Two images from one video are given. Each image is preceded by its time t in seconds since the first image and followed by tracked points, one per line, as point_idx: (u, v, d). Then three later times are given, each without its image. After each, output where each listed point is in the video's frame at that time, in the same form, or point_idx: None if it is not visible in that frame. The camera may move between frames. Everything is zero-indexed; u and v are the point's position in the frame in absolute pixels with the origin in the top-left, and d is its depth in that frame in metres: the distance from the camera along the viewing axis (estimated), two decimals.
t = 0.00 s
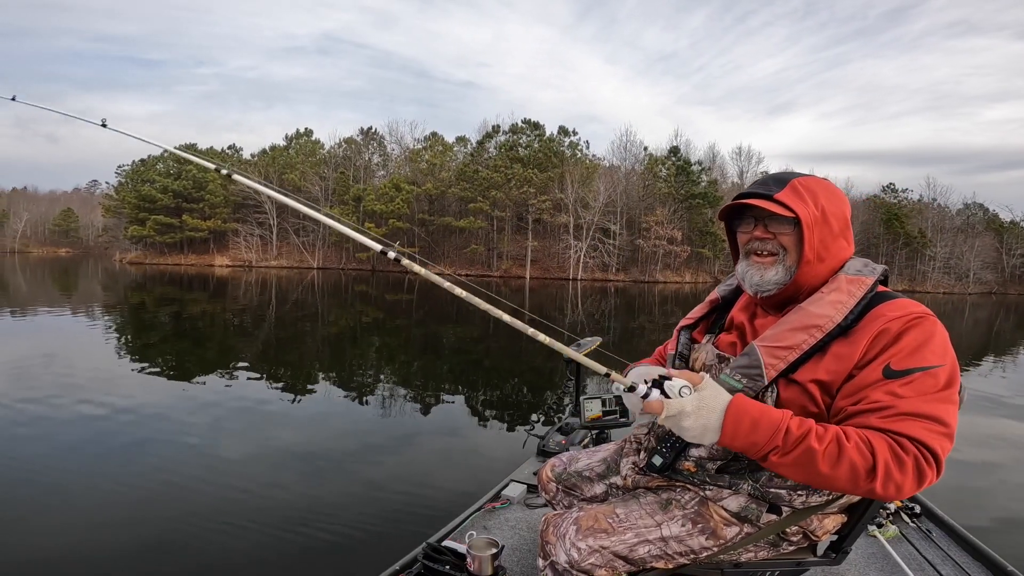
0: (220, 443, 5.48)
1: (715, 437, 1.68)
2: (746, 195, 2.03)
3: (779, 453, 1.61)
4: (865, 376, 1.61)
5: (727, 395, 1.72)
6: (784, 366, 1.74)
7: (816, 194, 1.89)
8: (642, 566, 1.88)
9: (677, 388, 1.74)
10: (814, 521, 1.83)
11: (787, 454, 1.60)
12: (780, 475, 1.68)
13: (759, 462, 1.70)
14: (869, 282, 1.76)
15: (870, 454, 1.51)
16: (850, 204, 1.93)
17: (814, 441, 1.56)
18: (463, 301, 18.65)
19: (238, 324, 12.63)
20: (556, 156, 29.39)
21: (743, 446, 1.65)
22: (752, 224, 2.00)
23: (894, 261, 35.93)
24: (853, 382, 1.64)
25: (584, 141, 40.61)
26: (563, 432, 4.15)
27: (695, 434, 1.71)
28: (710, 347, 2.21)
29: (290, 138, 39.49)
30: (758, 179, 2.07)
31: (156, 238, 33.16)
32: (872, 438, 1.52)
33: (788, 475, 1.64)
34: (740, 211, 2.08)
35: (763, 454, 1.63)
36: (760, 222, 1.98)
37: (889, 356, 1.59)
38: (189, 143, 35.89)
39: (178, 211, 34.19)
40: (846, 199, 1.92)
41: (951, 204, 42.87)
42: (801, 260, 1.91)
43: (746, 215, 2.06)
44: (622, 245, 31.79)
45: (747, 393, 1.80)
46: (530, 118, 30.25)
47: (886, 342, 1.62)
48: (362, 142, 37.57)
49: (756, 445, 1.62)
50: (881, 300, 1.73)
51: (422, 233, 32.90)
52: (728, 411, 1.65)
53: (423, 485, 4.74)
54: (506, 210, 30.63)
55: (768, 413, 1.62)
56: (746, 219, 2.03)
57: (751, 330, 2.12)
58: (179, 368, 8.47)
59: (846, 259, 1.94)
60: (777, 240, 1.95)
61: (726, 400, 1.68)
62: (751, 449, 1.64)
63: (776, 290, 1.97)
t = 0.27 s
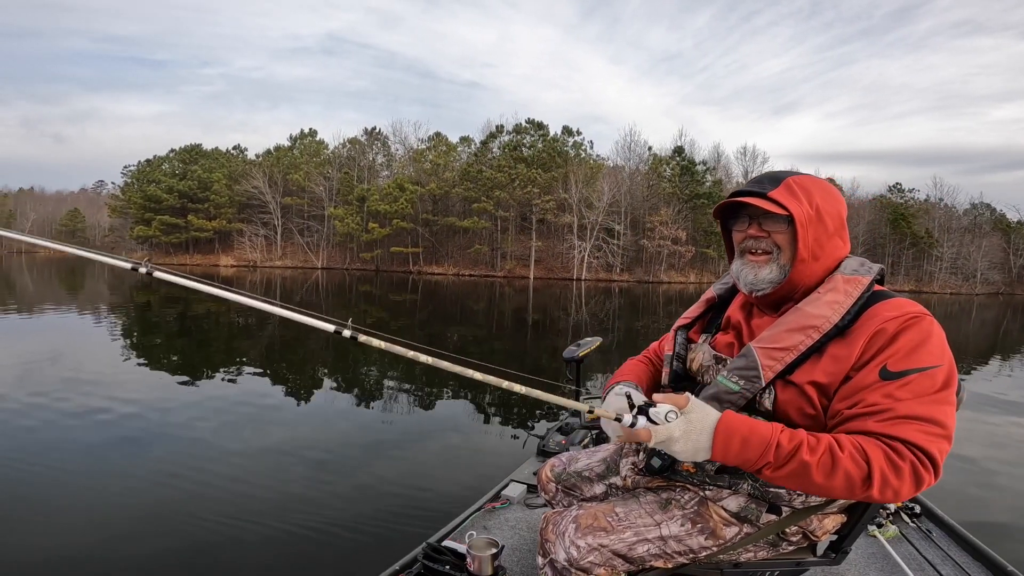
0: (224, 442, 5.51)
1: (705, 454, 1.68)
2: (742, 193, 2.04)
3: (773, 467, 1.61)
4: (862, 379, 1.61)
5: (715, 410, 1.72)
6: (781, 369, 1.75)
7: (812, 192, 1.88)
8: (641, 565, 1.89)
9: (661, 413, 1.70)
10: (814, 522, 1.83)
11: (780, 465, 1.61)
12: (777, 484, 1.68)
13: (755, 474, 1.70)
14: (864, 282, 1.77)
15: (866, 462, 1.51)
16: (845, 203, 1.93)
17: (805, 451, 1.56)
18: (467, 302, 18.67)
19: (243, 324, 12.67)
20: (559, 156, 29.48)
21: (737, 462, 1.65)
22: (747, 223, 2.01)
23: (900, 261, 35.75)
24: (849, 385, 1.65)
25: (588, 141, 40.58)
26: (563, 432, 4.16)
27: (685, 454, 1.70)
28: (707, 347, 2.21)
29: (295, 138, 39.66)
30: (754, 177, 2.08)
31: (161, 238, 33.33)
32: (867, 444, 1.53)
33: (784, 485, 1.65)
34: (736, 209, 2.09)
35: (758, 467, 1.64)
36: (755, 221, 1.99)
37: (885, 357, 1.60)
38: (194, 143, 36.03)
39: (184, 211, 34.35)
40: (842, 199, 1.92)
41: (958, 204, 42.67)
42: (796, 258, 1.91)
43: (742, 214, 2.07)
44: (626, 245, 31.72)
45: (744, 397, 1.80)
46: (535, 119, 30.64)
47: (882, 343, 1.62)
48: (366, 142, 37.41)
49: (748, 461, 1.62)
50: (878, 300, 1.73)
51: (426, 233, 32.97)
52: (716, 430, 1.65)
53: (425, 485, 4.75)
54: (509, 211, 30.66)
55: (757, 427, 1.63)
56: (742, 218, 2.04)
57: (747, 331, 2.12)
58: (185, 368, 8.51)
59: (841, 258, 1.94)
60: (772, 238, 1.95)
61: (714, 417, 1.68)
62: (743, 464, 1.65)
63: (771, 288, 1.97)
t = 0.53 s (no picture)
0: (228, 442, 5.53)
1: (703, 469, 1.68)
2: (734, 192, 2.03)
3: (772, 477, 1.62)
4: (858, 380, 1.62)
5: (711, 427, 1.72)
6: (776, 369, 1.75)
7: (803, 191, 1.88)
8: (643, 567, 1.89)
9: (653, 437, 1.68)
10: (813, 520, 1.84)
11: (780, 476, 1.61)
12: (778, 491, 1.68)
13: (755, 484, 1.70)
14: (858, 280, 1.77)
15: (865, 466, 1.51)
16: (837, 200, 1.92)
17: (804, 463, 1.56)
18: (471, 302, 18.67)
19: (247, 324, 12.70)
20: (563, 156, 29.48)
21: (735, 475, 1.65)
22: (739, 221, 2.00)
23: (906, 262, 35.61)
24: (845, 386, 1.65)
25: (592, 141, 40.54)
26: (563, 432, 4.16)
27: (682, 474, 1.68)
28: (702, 350, 2.21)
29: (299, 138, 39.78)
30: (746, 176, 2.08)
31: (167, 238, 33.50)
32: (865, 447, 1.53)
33: (785, 492, 1.65)
34: (729, 208, 2.08)
35: (758, 478, 1.64)
36: (747, 220, 1.97)
37: (880, 357, 1.60)
38: (199, 143, 36.18)
39: (189, 211, 34.53)
40: (834, 196, 1.91)
41: (965, 204, 42.42)
42: (789, 257, 1.90)
43: (734, 212, 2.06)
44: (630, 245, 31.68)
45: (740, 398, 1.80)
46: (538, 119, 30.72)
47: (877, 342, 1.63)
48: (370, 142, 37.33)
49: (747, 476, 1.63)
50: (871, 298, 1.73)
51: (430, 234, 33.02)
52: (712, 448, 1.64)
53: (427, 485, 4.77)
54: (513, 211, 30.64)
55: (753, 443, 1.63)
56: (734, 216, 2.03)
57: (741, 331, 2.11)
58: (189, 367, 8.53)
59: (834, 256, 1.94)
60: (764, 237, 1.94)
61: (709, 435, 1.68)
62: (741, 477, 1.65)
63: (764, 288, 1.96)
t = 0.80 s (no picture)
0: (233, 440, 5.56)
1: (717, 485, 1.69)
2: (738, 192, 2.03)
3: (786, 490, 1.63)
4: (868, 385, 1.62)
5: (722, 443, 1.73)
6: (785, 372, 1.75)
7: (808, 191, 1.89)
8: (646, 568, 1.89)
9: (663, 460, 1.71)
10: (818, 521, 1.85)
11: (794, 490, 1.62)
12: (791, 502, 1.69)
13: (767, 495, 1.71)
14: (865, 282, 1.77)
15: (878, 474, 1.52)
16: (842, 200, 1.93)
17: (818, 475, 1.57)
18: (475, 302, 18.66)
19: (252, 323, 12.75)
20: (568, 156, 29.46)
21: (750, 489, 1.66)
22: (743, 222, 2.00)
23: (914, 263, 35.38)
24: (854, 390, 1.65)
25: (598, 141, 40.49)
26: (563, 432, 4.17)
27: (696, 491, 1.71)
28: (705, 350, 2.21)
29: (305, 138, 39.92)
30: (749, 176, 2.08)
31: (173, 237, 33.68)
32: (878, 454, 1.53)
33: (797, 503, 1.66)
34: (731, 209, 2.09)
35: (771, 492, 1.65)
36: (751, 220, 1.98)
37: (891, 361, 1.60)
38: (206, 143, 36.33)
39: (195, 210, 34.71)
40: (838, 196, 1.92)
41: (973, 204, 42.09)
42: (794, 257, 1.90)
43: (738, 212, 2.06)
44: (635, 245, 31.60)
45: (747, 401, 1.80)
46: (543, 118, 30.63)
47: (888, 346, 1.63)
48: (375, 142, 37.49)
49: (761, 489, 1.63)
50: (878, 301, 1.74)
51: (434, 233, 33.07)
52: (725, 463, 1.65)
53: (430, 484, 4.79)
54: (518, 210, 30.63)
55: (765, 458, 1.63)
56: (737, 217, 2.03)
57: (745, 332, 2.11)
58: (195, 366, 8.56)
59: (839, 257, 1.94)
60: (769, 238, 1.95)
61: (721, 450, 1.68)
62: (755, 490, 1.66)
63: (769, 289, 1.96)
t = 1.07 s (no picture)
0: (237, 440, 5.60)
1: (719, 450, 1.69)
2: (741, 193, 2.04)
3: (783, 465, 1.63)
4: (866, 383, 1.62)
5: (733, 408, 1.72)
6: (783, 371, 1.76)
7: (812, 192, 1.89)
8: (644, 567, 1.90)
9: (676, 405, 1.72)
10: (815, 521, 1.85)
11: (791, 466, 1.62)
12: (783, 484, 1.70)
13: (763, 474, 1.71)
14: (866, 283, 1.78)
15: (873, 464, 1.52)
16: (846, 202, 1.93)
17: (817, 452, 1.57)
18: (479, 302, 18.69)
19: (257, 323, 12.80)
20: (572, 156, 29.49)
21: (748, 459, 1.66)
22: (746, 223, 2.01)
23: (921, 263, 35.22)
24: (853, 389, 1.65)
25: (602, 141, 40.46)
26: (563, 432, 4.19)
27: (697, 449, 1.71)
28: (705, 349, 2.23)
29: (309, 139, 40.07)
30: (753, 176, 2.09)
31: (178, 238, 33.88)
32: (875, 447, 1.53)
33: (789, 485, 1.67)
34: (733, 210, 2.10)
35: (767, 465, 1.65)
36: (753, 221, 1.99)
37: (889, 361, 1.60)
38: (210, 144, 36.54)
39: (200, 211, 34.89)
40: (843, 198, 1.92)
41: (980, 204, 41.86)
42: (795, 259, 1.91)
43: (741, 213, 2.07)
44: (639, 245, 31.60)
45: (745, 399, 1.81)
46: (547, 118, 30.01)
47: (886, 346, 1.63)
48: (379, 142, 37.63)
49: (759, 460, 1.63)
50: (880, 302, 1.74)
51: (438, 233, 33.14)
52: (734, 424, 1.65)
53: (432, 483, 4.81)
54: (522, 211, 30.64)
55: (772, 427, 1.63)
56: (740, 218, 2.04)
57: (746, 332, 2.12)
58: (200, 367, 8.62)
59: (841, 258, 1.95)
60: (771, 239, 1.96)
61: (732, 412, 1.68)
62: (754, 464, 1.66)
63: (771, 291, 1.98)
